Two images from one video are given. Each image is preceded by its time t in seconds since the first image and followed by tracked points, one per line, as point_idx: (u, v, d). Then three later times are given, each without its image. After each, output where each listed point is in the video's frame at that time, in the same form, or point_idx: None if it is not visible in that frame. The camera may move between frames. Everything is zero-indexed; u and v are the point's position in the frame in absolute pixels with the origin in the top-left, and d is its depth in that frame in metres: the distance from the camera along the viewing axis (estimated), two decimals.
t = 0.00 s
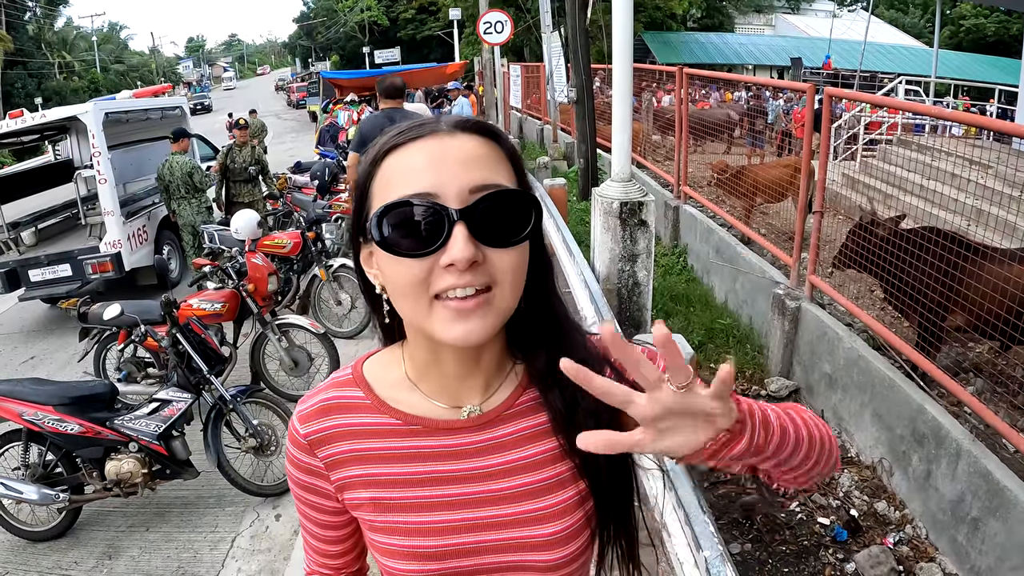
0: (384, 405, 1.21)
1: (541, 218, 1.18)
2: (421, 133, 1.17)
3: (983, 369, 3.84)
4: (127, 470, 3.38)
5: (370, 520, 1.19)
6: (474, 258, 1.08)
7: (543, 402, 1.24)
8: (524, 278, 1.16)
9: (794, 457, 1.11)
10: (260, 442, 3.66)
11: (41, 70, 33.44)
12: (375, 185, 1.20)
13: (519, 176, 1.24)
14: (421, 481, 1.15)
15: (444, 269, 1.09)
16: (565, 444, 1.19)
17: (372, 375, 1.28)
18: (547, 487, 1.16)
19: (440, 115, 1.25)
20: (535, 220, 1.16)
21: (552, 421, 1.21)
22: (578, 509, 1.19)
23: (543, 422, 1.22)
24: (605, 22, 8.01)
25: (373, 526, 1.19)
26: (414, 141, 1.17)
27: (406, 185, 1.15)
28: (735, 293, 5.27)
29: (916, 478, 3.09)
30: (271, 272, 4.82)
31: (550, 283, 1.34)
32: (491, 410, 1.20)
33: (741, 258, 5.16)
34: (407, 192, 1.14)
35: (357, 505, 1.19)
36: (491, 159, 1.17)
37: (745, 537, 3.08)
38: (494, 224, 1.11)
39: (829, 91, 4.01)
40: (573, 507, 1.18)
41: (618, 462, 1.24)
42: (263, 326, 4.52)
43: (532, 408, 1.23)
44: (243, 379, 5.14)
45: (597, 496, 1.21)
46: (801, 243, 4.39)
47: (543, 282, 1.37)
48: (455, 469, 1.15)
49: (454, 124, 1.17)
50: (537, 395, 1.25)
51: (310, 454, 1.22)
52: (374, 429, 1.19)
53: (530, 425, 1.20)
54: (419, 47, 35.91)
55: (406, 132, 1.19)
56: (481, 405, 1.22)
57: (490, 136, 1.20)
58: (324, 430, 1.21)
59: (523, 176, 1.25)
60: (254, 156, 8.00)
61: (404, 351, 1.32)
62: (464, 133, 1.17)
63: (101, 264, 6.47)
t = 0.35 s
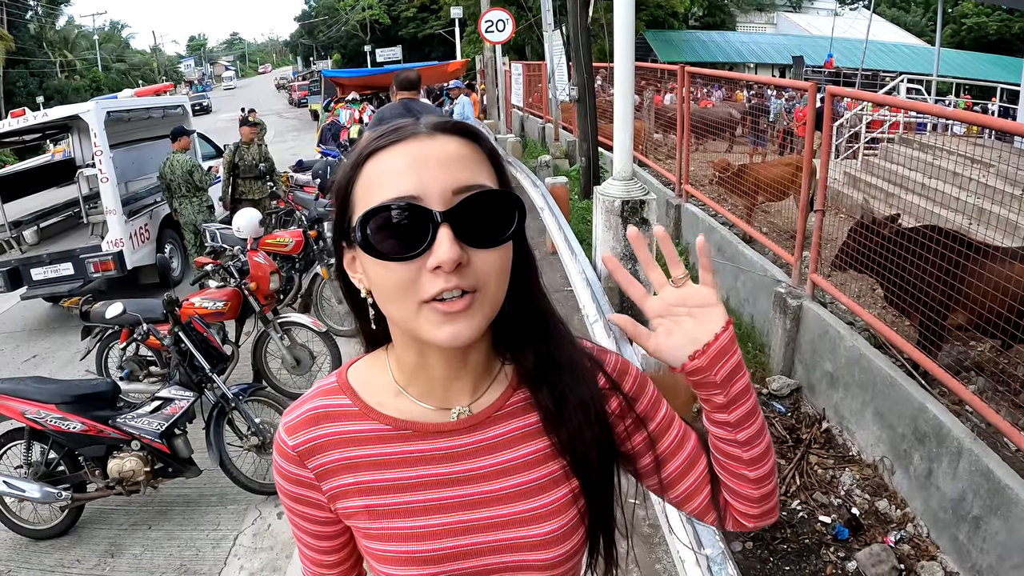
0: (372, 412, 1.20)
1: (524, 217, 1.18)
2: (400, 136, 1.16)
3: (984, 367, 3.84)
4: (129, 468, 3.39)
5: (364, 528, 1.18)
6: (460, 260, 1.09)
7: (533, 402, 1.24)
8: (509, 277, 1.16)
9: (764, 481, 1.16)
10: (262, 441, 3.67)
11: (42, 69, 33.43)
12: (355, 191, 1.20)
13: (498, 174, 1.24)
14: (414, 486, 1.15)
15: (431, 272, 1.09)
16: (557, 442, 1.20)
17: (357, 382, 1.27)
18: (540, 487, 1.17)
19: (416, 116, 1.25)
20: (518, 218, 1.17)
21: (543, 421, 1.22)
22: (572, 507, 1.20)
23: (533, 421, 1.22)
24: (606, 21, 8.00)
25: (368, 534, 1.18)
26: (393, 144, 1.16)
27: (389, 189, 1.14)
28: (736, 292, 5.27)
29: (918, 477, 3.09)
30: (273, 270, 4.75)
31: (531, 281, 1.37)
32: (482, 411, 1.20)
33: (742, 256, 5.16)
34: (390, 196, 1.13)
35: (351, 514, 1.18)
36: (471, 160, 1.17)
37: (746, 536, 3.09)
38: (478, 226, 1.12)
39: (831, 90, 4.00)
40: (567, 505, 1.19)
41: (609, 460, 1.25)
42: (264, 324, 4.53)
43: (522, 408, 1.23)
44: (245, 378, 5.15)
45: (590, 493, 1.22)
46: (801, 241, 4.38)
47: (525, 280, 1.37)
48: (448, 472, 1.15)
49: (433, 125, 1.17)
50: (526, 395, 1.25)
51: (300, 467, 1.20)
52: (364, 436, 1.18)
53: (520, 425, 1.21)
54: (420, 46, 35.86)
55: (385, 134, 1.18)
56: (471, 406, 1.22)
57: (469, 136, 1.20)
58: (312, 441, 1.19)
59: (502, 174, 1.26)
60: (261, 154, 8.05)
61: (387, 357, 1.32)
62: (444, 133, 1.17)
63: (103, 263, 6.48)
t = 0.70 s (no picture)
0: (372, 409, 1.20)
1: (526, 217, 1.19)
2: (403, 135, 1.16)
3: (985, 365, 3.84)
4: (131, 466, 3.40)
5: (363, 525, 1.18)
6: (462, 261, 1.09)
7: (534, 399, 1.25)
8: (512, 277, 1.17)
9: (755, 465, 1.20)
10: (264, 438, 3.67)
11: (43, 68, 33.44)
12: (358, 190, 1.20)
13: (501, 174, 1.25)
14: (414, 483, 1.16)
15: (432, 272, 1.09)
16: (557, 441, 1.21)
17: (359, 379, 1.27)
18: (540, 485, 1.18)
19: (419, 114, 1.25)
20: (520, 219, 1.17)
21: (544, 419, 1.23)
22: (571, 505, 1.20)
23: (536, 419, 1.23)
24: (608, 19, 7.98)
25: (367, 532, 1.18)
26: (396, 144, 1.16)
27: (390, 189, 1.14)
28: (738, 290, 5.27)
29: (919, 475, 3.09)
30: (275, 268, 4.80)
31: (533, 279, 1.37)
32: (483, 409, 1.21)
33: (744, 254, 5.16)
34: (392, 195, 1.14)
35: (350, 511, 1.19)
36: (473, 160, 1.18)
37: (748, 534, 3.10)
38: (481, 226, 1.12)
39: (832, 88, 4.00)
40: (566, 504, 1.19)
41: (609, 456, 1.26)
42: (266, 322, 4.55)
43: (524, 406, 1.23)
44: (246, 376, 5.16)
45: (589, 491, 1.23)
46: (802, 240, 4.37)
47: (527, 278, 1.37)
48: (448, 470, 1.16)
49: (437, 125, 1.17)
50: (527, 394, 1.25)
51: (299, 463, 1.20)
52: (364, 433, 1.18)
53: (521, 423, 1.21)
54: (422, 44, 35.83)
55: (387, 134, 1.18)
56: (472, 404, 1.22)
57: (471, 135, 1.20)
58: (312, 437, 1.19)
59: (504, 173, 1.26)
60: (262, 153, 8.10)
61: (389, 354, 1.32)
62: (447, 133, 1.17)
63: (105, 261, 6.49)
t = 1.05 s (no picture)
0: (383, 408, 1.21)
1: (542, 219, 1.19)
2: (415, 142, 1.16)
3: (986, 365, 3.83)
4: (133, 464, 3.41)
5: (371, 525, 1.18)
6: (490, 269, 1.10)
7: (545, 398, 1.25)
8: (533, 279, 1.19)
9: (769, 452, 1.20)
10: (265, 437, 3.67)
11: (44, 67, 33.43)
12: (369, 200, 1.18)
13: (513, 173, 1.25)
14: (423, 483, 1.16)
15: (460, 282, 1.10)
16: (568, 440, 1.21)
17: (370, 378, 1.28)
18: (552, 485, 1.18)
19: (429, 117, 1.24)
20: (539, 222, 1.18)
21: (555, 418, 1.23)
22: (583, 506, 1.20)
23: (546, 418, 1.23)
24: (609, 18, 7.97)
25: (376, 531, 1.18)
26: (408, 151, 1.15)
27: (405, 198, 1.13)
28: (739, 289, 5.26)
29: (920, 473, 3.09)
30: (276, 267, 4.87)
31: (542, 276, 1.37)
32: (494, 409, 1.21)
33: (745, 253, 5.15)
34: (408, 206, 1.13)
35: (359, 511, 1.19)
36: (486, 160, 1.17)
37: (749, 532, 3.10)
38: (503, 230, 1.13)
39: (834, 87, 4.00)
40: (577, 504, 1.19)
41: (620, 454, 1.26)
42: (268, 321, 4.54)
43: (535, 406, 1.24)
44: (247, 374, 5.16)
45: (600, 491, 1.23)
46: (804, 238, 4.36)
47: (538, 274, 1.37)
48: (458, 469, 1.16)
49: (447, 131, 1.17)
50: (538, 393, 1.26)
51: (309, 459, 1.22)
52: (376, 431, 1.19)
53: (532, 422, 1.21)
54: (423, 42, 35.79)
55: (398, 142, 1.17)
56: (484, 405, 1.23)
57: (482, 137, 1.20)
58: (322, 434, 1.21)
59: (515, 172, 1.26)
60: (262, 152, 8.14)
61: (400, 355, 1.32)
62: (459, 139, 1.16)
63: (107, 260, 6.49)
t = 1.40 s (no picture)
0: (395, 395, 1.20)
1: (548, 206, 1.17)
2: (437, 120, 1.18)
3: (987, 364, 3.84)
4: (134, 463, 3.41)
5: (381, 516, 1.20)
6: (478, 245, 1.09)
7: (553, 395, 1.25)
8: (532, 267, 1.15)
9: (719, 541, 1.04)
10: (267, 435, 3.68)
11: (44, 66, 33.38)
12: (390, 173, 1.22)
13: (537, 169, 1.25)
14: (433, 479, 1.16)
15: (449, 254, 1.09)
16: (576, 441, 1.22)
17: (384, 365, 1.28)
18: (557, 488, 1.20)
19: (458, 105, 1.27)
20: (541, 208, 1.15)
21: (564, 418, 1.23)
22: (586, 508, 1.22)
23: (552, 418, 1.23)
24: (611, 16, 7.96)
25: (384, 522, 1.20)
26: (427, 128, 1.18)
27: (415, 171, 1.16)
28: (741, 288, 5.26)
29: (921, 472, 3.09)
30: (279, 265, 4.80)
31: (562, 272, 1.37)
32: (502, 406, 1.20)
33: (746, 252, 5.15)
34: (416, 177, 1.15)
35: (369, 500, 1.20)
36: (507, 150, 1.18)
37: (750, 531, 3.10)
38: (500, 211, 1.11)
39: (835, 85, 3.99)
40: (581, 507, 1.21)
41: (623, 460, 1.25)
42: (270, 319, 4.53)
43: (542, 403, 1.24)
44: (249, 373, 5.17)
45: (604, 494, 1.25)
46: (806, 237, 4.36)
47: (557, 268, 1.37)
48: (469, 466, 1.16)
49: (466, 113, 1.18)
50: (547, 390, 1.25)
51: (324, 444, 1.21)
52: (388, 419, 1.18)
53: (542, 421, 1.22)
54: (424, 41, 35.74)
55: (421, 120, 1.20)
56: (492, 398, 1.22)
57: (506, 128, 1.21)
58: (335, 419, 1.20)
59: (537, 167, 1.26)
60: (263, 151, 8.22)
61: (414, 342, 1.32)
62: (476, 121, 1.17)
63: (107, 259, 6.49)
